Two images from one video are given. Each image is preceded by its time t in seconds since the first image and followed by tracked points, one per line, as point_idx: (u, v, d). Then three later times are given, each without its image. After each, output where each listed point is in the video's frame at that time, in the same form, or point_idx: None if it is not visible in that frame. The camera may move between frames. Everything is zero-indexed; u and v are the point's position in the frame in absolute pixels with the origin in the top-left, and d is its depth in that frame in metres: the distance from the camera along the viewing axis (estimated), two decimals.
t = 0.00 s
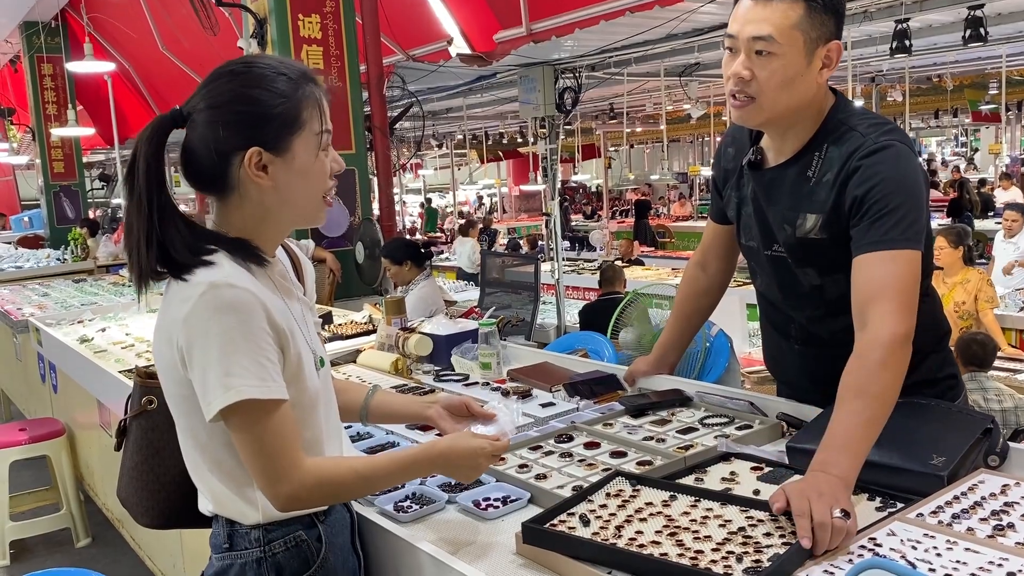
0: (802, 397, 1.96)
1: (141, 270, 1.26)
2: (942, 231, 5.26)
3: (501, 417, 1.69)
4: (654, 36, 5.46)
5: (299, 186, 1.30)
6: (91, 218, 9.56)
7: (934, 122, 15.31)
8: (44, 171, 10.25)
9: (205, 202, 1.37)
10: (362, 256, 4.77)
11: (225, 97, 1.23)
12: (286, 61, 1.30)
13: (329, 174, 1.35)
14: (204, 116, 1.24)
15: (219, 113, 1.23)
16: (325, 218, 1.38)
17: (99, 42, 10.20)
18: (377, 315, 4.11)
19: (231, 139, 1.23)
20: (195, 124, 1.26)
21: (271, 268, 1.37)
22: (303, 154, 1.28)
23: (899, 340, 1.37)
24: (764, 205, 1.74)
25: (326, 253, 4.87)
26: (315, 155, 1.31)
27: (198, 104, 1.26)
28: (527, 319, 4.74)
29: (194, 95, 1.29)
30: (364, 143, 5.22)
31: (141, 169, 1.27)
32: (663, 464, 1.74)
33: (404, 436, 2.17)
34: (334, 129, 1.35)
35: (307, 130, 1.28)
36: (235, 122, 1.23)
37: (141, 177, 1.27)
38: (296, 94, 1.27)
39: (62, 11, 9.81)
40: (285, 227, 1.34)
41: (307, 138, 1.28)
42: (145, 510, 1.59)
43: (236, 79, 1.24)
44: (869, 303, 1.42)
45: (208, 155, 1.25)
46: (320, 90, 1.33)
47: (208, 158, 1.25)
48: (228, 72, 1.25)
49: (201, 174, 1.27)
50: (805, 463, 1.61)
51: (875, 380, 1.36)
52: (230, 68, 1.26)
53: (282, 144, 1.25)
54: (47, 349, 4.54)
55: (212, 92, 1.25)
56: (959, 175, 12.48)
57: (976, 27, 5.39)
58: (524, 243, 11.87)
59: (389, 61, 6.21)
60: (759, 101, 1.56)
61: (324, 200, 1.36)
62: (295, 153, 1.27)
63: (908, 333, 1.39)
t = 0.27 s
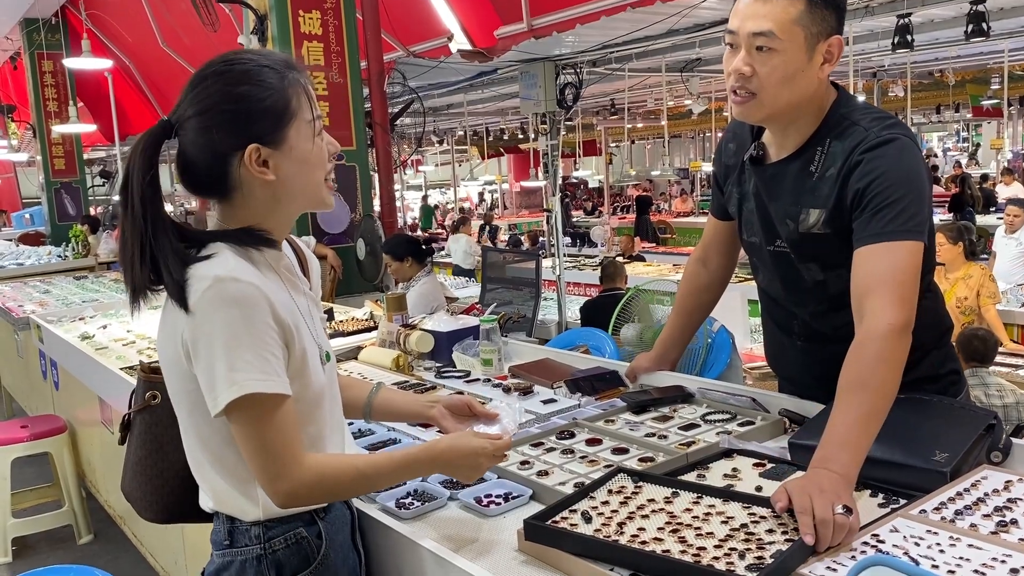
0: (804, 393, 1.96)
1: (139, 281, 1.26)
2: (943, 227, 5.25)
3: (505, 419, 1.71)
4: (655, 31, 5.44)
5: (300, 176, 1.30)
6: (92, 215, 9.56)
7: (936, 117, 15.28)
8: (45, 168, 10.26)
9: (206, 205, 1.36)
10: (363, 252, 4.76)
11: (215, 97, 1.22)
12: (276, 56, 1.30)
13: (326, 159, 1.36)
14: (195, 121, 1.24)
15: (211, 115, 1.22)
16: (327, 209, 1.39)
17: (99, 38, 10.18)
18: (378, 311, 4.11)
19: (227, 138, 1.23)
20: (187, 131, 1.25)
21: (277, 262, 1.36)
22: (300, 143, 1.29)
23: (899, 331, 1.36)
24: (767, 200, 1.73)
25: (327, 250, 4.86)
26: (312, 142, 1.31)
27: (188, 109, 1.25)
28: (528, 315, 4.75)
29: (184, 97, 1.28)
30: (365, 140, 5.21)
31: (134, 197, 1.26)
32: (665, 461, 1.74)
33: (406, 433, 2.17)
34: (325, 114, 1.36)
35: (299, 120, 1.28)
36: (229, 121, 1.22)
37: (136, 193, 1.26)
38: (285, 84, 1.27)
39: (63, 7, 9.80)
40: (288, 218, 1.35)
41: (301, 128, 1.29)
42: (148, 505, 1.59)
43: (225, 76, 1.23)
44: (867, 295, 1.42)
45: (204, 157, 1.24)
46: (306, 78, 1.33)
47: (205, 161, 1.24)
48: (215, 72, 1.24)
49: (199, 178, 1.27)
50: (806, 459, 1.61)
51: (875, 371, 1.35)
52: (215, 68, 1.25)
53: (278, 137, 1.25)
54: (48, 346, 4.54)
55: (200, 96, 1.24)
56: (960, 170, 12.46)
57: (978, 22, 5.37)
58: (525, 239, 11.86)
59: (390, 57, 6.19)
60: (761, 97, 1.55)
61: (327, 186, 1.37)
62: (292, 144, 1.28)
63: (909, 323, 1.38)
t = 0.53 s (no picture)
0: (806, 389, 1.95)
1: (145, 283, 1.26)
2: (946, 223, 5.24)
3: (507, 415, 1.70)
4: (656, 27, 5.43)
5: (309, 169, 1.31)
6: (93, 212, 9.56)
7: (938, 113, 15.25)
8: (46, 165, 10.26)
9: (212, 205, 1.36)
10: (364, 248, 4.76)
11: (220, 94, 1.22)
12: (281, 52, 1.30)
13: (332, 150, 1.36)
14: (200, 120, 1.23)
15: (217, 112, 1.22)
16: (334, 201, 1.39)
17: (99, 35, 10.18)
18: (379, 308, 4.11)
19: (232, 135, 1.22)
20: (192, 130, 1.25)
21: (284, 260, 1.36)
22: (307, 135, 1.29)
23: (901, 326, 1.36)
24: (769, 196, 1.73)
25: (328, 246, 4.86)
26: (317, 134, 1.32)
27: (192, 108, 1.25)
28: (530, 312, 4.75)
29: (188, 94, 1.27)
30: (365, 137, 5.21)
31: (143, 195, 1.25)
32: (667, 458, 1.73)
33: (408, 430, 2.17)
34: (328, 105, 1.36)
35: (304, 116, 1.28)
36: (234, 118, 1.22)
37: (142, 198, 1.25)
38: (289, 75, 1.27)
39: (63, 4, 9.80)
40: (295, 212, 1.35)
41: (306, 121, 1.29)
42: (153, 505, 1.59)
43: (230, 72, 1.23)
44: (870, 291, 1.41)
45: (210, 155, 1.23)
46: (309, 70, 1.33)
47: (211, 158, 1.24)
48: (218, 69, 1.24)
49: (206, 177, 1.27)
50: (808, 456, 1.60)
51: (877, 367, 1.34)
52: (217, 65, 1.24)
53: (284, 131, 1.25)
54: (49, 343, 4.54)
55: (204, 94, 1.23)
56: (962, 166, 12.45)
57: (980, 17, 5.36)
58: (526, 236, 11.86)
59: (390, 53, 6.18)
60: (763, 92, 1.55)
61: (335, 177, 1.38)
62: (298, 138, 1.28)
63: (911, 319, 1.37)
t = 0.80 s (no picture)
0: (807, 386, 1.95)
1: (146, 279, 1.26)
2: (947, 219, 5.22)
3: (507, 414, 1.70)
4: (657, 23, 5.42)
5: (316, 166, 1.30)
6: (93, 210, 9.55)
7: (939, 109, 15.21)
8: (46, 162, 10.26)
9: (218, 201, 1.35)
10: (364, 245, 4.77)
11: (230, 90, 1.21)
12: (292, 51, 1.29)
13: (341, 149, 1.36)
14: (210, 115, 1.23)
15: (226, 108, 1.21)
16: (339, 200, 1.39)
17: (99, 32, 10.17)
18: (379, 305, 4.11)
19: (242, 131, 1.22)
20: (201, 125, 1.24)
21: (287, 258, 1.35)
22: (316, 134, 1.29)
23: (902, 323, 1.35)
24: (770, 191, 1.72)
25: (329, 243, 4.86)
26: (327, 131, 1.31)
27: (202, 104, 1.24)
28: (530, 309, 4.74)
29: (197, 90, 1.27)
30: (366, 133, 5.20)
31: (151, 188, 1.25)
32: (668, 456, 1.73)
33: (408, 428, 2.16)
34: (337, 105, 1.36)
35: (312, 113, 1.28)
36: (243, 114, 1.21)
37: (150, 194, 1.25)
38: (298, 74, 1.26)
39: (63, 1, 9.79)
40: (302, 210, 1.34)
41: (315, 118, 1.28)
42: (152, 504, 1.58)
43: (240, 68, 1.22)
44: (871, 287, 1.40)
45: (219, 150, 1.23)
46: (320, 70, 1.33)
47: (220, 154, 1.23)
48: (226, 65, 1.23)
49: (214, 174, 1.26)
50: (809, 453, 1.60)
51: (878, 365, 1.34)
52: (227, 60, 1.23)
53: (295, 127, 1.25)
54: (50, 340, 4.54)
55: (214, 89, 1.23)
56: (963, 162, 12.42)
57: (981, 13, 5.34)
58: (527, 233, 11.84)
59: (391, 50, 6.17)
60: (765, 91, 1.54)
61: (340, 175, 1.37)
62: (308, 134, 1.28)
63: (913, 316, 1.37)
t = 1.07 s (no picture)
0: (809, 384, 1.94)
1: (147, 275, 1.26)
2: (949, 217, 5.21)
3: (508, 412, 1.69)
4: (658, 20, 5.41)
5: (318, 164, 1.30)
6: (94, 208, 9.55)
7: (940, 106, 15.17)
8: (47, 160, 10.25)
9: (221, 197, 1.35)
10: (365, 243, 4.77)
11: (234, 86, 1.21)
12: (296, 49, 1.29)
13: (343, 147, 1.35)
14: (213, 111, 1.22)
15: (229, 104, 1.21)
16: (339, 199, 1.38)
17: (99, 30, 10.15)
18: (380, 303, 4.11)
19: (244, 127, 1.21)
20: (204, 121, 1.24)
21: (287, 255, 1.35)
22: (319, 132, 1.28)
23: (904, 320, 1.35)
24: (771, 189, 1.72)
25: (329, 241, 4.86)
26: (329, 130, 1.31)
27: (205, 100, 1.24)
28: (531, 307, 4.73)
29: (199, 86, 1.26)
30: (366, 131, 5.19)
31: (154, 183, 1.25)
32: (670, 453, 1.73)
33: (409, 426, 2.16)
34: (340, 103, 1.35)
35: (315, 110, 1.28)
36: (246, 111, 1.21)
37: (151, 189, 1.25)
38: (301, 72, 1.26)
39: None
40: (304, 207, 1.34)
41: (318, 115, 1.28)
42: (154, 501, 1.58)
43: (244, 64, 1.22)
44: (873, 284, 1.40)
45: (221, 146, 1.23)
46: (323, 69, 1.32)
47: (222, 150, 1.23)
48: (229, 62, 1.23)
49: (216, 170, 1.26)
50: (812, 451, 1.60)
51: (879, 364, 1.33)
52: (231, 57, 1.23)
53: (298, 125, 1.25)
54: (51, 338, 4.54)
55: (217, 86, 1.22)
56: (964, 159, 12.39)
57: (983, 10, 5.32)
58: (528, 230, 11.83)
59: (391, 48, 6.16)
60: (764, 103, 1.53)
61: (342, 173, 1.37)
62: (310, 132, 1.27)
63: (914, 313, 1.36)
